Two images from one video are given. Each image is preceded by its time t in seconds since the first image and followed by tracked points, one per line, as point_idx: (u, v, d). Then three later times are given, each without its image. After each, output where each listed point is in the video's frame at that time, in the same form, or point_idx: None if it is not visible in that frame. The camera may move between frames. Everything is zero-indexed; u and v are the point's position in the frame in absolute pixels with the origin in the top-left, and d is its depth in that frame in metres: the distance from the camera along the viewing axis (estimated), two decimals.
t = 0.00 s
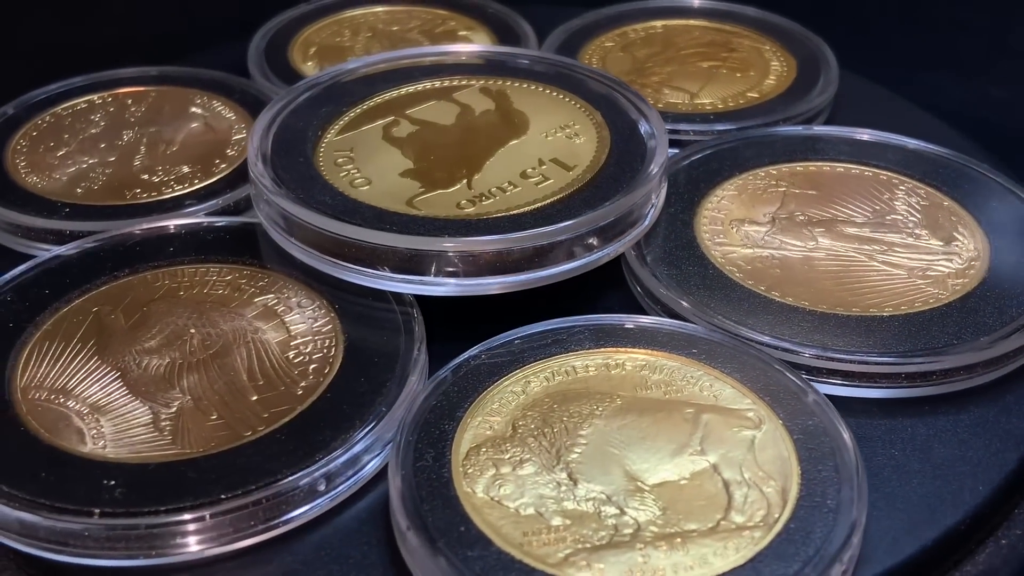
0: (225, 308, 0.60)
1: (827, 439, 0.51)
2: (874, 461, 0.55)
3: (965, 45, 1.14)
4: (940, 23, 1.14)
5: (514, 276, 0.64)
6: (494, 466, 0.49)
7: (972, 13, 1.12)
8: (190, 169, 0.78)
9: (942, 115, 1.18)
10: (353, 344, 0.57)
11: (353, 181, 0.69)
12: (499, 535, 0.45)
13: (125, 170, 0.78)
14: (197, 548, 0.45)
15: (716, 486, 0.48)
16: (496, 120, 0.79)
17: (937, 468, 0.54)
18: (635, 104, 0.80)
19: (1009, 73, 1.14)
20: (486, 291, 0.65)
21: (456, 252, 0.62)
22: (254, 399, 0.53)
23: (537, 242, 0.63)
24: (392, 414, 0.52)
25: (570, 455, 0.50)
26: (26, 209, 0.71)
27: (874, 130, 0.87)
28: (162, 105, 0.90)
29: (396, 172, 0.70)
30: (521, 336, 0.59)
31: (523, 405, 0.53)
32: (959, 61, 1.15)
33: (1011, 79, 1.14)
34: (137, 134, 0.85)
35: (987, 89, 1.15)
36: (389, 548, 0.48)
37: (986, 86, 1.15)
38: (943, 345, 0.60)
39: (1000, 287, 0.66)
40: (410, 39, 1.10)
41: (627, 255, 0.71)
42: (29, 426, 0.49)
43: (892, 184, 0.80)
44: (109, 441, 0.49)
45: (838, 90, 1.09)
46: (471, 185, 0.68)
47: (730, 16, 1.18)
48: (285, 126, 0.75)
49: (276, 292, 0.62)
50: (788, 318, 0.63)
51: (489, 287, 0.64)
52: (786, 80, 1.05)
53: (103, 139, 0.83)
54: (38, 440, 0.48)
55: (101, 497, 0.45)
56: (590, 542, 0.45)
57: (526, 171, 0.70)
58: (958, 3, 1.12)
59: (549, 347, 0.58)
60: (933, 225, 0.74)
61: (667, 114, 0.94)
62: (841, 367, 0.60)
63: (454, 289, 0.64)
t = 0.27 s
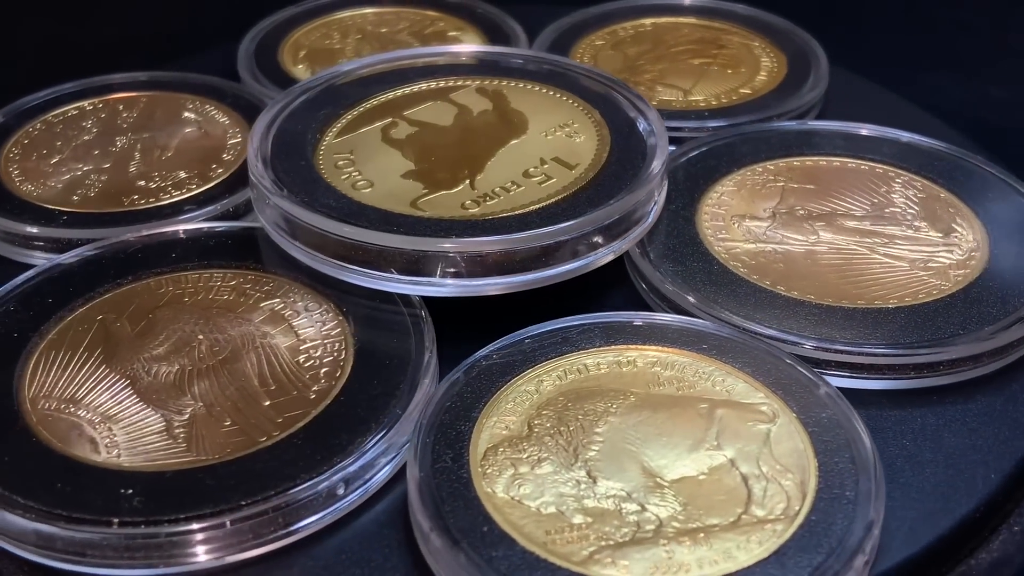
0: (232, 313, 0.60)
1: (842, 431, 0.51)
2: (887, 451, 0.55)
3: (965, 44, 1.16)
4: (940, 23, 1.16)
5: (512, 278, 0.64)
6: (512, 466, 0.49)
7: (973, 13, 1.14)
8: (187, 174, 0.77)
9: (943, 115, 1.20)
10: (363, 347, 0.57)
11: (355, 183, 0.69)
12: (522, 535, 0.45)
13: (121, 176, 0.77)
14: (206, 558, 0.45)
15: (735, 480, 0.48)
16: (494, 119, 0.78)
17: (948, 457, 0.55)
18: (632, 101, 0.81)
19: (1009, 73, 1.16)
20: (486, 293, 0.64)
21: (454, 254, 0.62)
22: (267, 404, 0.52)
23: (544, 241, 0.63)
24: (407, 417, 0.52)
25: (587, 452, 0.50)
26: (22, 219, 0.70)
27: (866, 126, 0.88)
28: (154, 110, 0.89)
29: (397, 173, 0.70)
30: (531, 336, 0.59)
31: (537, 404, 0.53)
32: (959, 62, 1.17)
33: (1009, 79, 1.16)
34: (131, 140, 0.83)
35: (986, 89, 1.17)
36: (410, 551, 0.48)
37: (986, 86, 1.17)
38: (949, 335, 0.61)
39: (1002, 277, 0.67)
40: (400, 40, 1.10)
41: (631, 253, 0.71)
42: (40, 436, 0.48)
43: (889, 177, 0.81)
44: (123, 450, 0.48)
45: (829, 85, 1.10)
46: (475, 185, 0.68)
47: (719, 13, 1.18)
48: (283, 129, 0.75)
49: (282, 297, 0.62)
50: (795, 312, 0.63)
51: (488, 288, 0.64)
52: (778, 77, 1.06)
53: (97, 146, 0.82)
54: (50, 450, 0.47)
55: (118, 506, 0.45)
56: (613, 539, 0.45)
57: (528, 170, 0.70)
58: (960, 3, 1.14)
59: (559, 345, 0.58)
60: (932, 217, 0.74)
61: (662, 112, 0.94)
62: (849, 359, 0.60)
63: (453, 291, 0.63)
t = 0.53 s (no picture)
0: (239, 318, 0.59)
1: (856, 423, 0.52)
2: (898, 441, 0.55)
3: (966, 45, 1.19)
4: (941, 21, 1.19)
5: (512, 279, 0.64)
6: (531, 465, 0.49)
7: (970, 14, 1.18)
8: (184, 179, 0.76)
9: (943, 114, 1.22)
10: (374, 350, 0.57)
11: (358, 185, 0.68)
12: (546, 533, 0.45)
13: (117, 182, 0.76)
14: (216, 568, 0.44)
15: (753, 474, 0.49)
16: (493, 119, 0.78)
17: (959, 446, 0.55)
18: (630, 99, 0.81)
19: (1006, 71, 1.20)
20: (486, 293, 0.64)
21: (455, 254, 0.62)
22: (280, 409, 0.52)
23: (551, 240, 0.63)
24: (423, 418, 0.52)
25: (605, 449, 0.50)
26: (19, 228, 0.69)
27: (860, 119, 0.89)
28: (147, 115, 0.88)
29: (399, 174, 0.69)
30: (542, 334, 0.59)
31: (551, 403, 0.53)
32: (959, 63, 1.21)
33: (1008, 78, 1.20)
34: (125, 146, 0.82)
35: (986, 88, 1.21)
36: (431, 553, 0.48)
37: (986, 85, 1.21)
38: (953, 325, 0.62)
39: (1002, 267, 0.68)
40: (390, 43, 1.09)
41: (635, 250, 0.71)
42: (53, 446, 0.48)
43: (885, 170, 0.82)
44: (138, 458, 0.48)
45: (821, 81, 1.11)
46: (478, 185, 0.68)
47: (708, 10, 1.19)
48: (282, 133, 0.74)
49: (289, 300, 0.61)
50: (801, 306, 0.64)
51: (488, 288, 0.64)
52: (770, 72, 1.07)
53: (90, 152, 0.81)
54: (64, 459, 0.47)
55: (137, 515, 0.44)
56: (636, 535, 0.45)
57: (531, 169, 0.70)
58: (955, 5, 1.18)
59: (571, 344, 0.58)
60: (931, 209, 0.75)
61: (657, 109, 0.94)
62: (857, 352, 0.61)
63: (454, 292, 0.63)
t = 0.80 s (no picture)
0: (247, 323, 0.59)
1: (870, 415, 0.52)
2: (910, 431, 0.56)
3: (966, 44, 1.19)
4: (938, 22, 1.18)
5: (513, 279, 0.63)
6: (550, 463, 0.49)
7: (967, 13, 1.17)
8: (182, 185, 0.75)
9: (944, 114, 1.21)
10: (385, 352, 0.56)
11: (361, 187, 0.68)
12: (569, 531, 0.45)
13: (114, 189, 0.75)
14: None
15: (771, 467, 0.49)
16: (492, 119, 0.78)
17: (969, 434, 0.56)
18: (627, 97, 0.81)
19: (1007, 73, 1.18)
20: (487, 294, 0.64)
21: (455, 255, 0.62)
22: (295, 413, 0.51)
23: (558, 239, 0.63)
24: (439, 419, 0.52)
25: (623, 446, 0.50)
26: (18, 236, 0.68)
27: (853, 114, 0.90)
28: (140, 120, 0.87)
29: (402, 175, 0.69)
30: (552, 333, 0.59)
31: (566, 401, 0.53)
32: (959, 63, 1.20)
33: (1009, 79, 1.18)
34: (119, 152, 0.81)
35: (986, 88, 1.20)
36: (452, 555, 0.47)
37: (986, 85, 1.19)
38: (958, 315, 0.62)
39: (1002, 257, 0.69)
40: (379, 45, 1.07)
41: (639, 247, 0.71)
42: (67, 455, 0.47)
43: (882, 163, 0.83)
44: (154, 466, 0.47)
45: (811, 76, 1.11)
46: (481, 185, 0.68)
47: (697, 8, 1.19)
48: (281, 136, 0.74)
49: (296, 304, 0.61)
50: (808, 300, 0.64)
51: (486, 288, 0.63)
52: (761, 67, 1.07)
53: (84, 159, 0.80)
54: (80, 469, 0.46)
55: (158, 523, 0.44)
56: (659, 531, 0.45)
57: (533, 168, 0.70)
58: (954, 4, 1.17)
59: (582, 342, 0.58)
60: (929, 201, 0.76)
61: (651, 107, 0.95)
62: (864, 343, 0.61)
63: (453, 292, 0.63)
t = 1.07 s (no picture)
0: (255, 328, 0.58)
1: (883, 406, 0.52)
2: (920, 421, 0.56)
3: (965, 44, 1.14)
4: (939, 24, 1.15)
5: (513, 279, 0.63)
6: (569, 461, 0.49)
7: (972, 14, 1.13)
8: (180, 190, 0.74)
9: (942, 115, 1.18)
10: (396, 354, 0.56)
11: (363, 189, 0.68)
12: (592, 528, 0.45)
13: (112, 196, 0.74)
14: None
15: (788, 460, 0.49)
16: (491, 119, 0.78)
17: (978, 423, 0.56)
18: (624, 96, 0.81)
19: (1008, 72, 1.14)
20: (488, 295, 0.64)
21: (455, 255, 0.61)
22: (309, 417, 0.51)
23: (564, 238, 0.63)
24: (455, 420, 0.51)
25: (639, 443, 0.50)
26: (17, 244, 0.67)
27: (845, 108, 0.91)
28: (134, 125, 0.85)
29: (404, 176, 0.69)
30: (562, 331, 0.59)
31: (580, 399, 0.53)
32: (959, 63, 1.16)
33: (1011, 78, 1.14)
34: (114, 158, 0.80)
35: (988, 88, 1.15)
36: (473, 556, 0.47)
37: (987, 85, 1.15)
38: (961, 306, 0.63)
39: (1001, 247, 0.70)
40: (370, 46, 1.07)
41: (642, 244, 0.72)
42: (83, 465, 0.47)
43: (877, 157, 0.84)
44: (171, 474, 0.47)
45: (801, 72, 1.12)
46: (484, 185, 0.68)
47: (685, 6, 1.20)
48: (280, 139, 0.73)
49: (302, 308, 0.60)
50: (813, 294, 0.64)
51: (487, 288, 0.63)
52: (752, 63, 1.08)
53: (79, 166, 0.78)
54: (96, 479, 0.46)
55: (179, 531, 0.43)
56: (681, 527, 0.45)
57: (535, 168, 0.70)
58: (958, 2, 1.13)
59: (592, 340, 0.58)
60: (926, 195, 0.77)
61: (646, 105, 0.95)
62: (870, 336, 0.62)
63: (455, 293, 0.63)
